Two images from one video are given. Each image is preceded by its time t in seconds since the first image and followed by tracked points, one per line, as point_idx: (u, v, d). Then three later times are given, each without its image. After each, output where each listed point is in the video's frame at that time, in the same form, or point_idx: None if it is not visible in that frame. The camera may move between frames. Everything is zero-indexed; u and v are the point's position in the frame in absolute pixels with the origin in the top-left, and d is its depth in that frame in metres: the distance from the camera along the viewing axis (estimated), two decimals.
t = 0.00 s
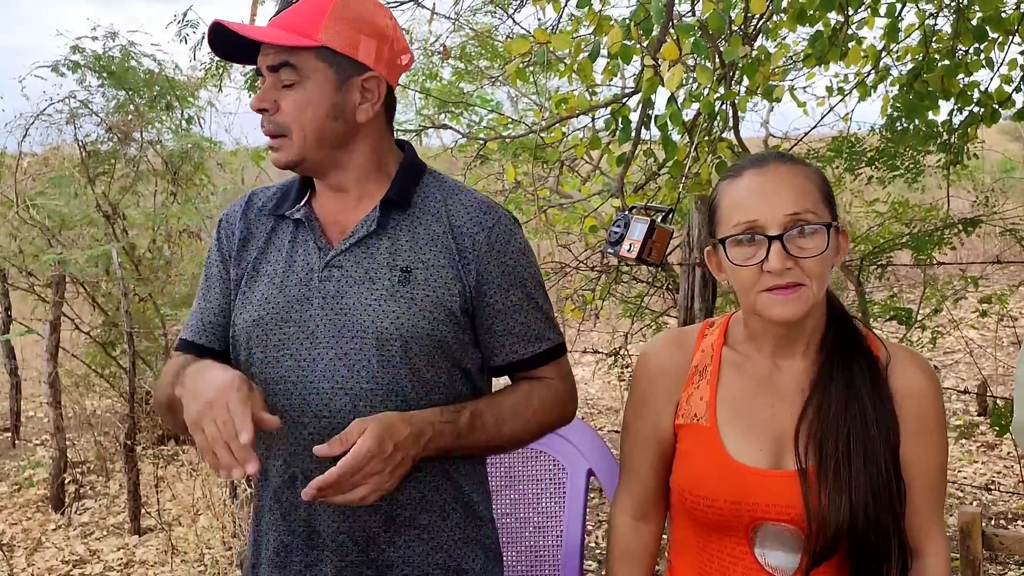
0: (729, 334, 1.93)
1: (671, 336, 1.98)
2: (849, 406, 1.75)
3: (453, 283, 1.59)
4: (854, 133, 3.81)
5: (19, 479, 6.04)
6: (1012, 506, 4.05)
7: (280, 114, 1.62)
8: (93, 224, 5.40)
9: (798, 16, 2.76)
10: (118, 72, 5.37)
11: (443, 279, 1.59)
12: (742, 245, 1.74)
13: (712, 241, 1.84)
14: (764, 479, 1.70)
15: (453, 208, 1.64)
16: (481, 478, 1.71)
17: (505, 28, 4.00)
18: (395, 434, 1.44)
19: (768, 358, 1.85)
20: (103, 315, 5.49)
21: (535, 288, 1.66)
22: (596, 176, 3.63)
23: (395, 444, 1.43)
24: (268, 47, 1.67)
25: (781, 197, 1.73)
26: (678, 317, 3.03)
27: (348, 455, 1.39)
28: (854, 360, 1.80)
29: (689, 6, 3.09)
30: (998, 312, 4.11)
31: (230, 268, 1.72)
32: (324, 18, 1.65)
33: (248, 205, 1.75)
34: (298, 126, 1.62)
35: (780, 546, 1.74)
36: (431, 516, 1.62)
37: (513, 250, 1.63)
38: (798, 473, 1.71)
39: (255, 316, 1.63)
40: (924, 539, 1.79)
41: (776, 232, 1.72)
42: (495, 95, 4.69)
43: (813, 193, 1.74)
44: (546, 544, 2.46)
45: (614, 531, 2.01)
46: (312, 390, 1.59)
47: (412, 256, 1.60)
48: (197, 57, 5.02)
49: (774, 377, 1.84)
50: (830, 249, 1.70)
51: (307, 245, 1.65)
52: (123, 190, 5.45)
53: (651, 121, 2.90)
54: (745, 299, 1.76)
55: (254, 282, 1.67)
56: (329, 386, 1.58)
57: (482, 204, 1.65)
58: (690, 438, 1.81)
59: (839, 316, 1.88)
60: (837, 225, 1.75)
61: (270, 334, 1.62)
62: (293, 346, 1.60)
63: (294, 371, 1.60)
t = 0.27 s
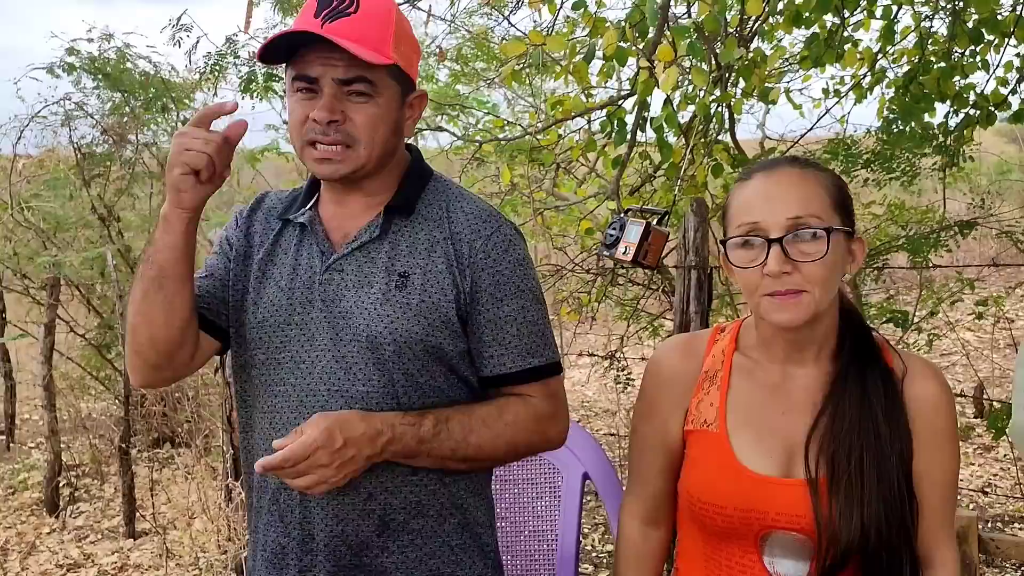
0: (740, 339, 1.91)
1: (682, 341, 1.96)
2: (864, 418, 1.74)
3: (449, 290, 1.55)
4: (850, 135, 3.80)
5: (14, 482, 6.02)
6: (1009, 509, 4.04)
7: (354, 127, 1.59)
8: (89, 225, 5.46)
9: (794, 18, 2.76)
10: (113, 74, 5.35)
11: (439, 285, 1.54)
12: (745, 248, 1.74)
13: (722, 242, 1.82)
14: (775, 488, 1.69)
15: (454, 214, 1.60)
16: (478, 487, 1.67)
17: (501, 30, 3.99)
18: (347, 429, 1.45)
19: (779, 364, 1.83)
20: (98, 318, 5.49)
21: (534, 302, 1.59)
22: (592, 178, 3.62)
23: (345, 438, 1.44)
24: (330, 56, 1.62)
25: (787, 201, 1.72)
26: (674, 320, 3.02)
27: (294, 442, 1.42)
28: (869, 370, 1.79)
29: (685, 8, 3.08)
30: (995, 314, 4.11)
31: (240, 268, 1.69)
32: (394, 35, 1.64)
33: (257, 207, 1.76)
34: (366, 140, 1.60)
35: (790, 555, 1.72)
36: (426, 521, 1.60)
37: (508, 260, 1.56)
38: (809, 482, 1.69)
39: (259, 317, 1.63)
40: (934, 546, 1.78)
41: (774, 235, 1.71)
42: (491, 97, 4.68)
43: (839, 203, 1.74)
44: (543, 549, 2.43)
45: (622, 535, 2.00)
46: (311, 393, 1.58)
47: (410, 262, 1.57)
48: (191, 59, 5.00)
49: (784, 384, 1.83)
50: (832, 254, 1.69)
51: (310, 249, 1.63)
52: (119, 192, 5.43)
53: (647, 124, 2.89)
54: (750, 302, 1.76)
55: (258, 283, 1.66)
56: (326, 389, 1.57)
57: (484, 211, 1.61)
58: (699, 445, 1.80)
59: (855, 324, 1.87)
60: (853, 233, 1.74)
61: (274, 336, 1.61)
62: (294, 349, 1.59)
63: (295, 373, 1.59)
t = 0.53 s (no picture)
0: (744, 342, 1.90)
1: (684, 344, 1.96)
2: (868, 429, 1.74)
3: (460, 297, 1.58)
4: (844, 138, 3.81)
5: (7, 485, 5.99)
6: (1004, 512, 4.04)
7: (371, 134, 1.60)
8: (82, 229, 5.38)
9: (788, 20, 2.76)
10: (108, 76, 5.35)
11: (450, 292, 1.57)
12: (738, 250, 1.74)
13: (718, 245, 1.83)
14: (775, 494, 1.68)
15: (463, 222, 1.63)
16: (477, 494, 1.69)
17: (496, 33, 3.98)
18: (392, 452, 1.44)
19: (781, 367, 1.83)
20: (92, 321, 5.49)
21: (540, 308, 1.65)
22: (586, 181, 3.62)
23: (393, 462, 1.43)
24: (351, 61, 1.62)
25: (779, 204, 1.72)
26: (669, 323, 3.02)
27: (343, 473, 1.39)
28: (876, 380, 1.79)
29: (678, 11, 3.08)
30: (989, 317, 4.12)
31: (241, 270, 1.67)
32: (413, 44, 1.65)
33: (254, 208, 1.72)
34: (381, 147, 1.61)
35: (788, 562, 1.71)
36: (425, 525, 1.61)
37: (517, 268, 1.62)
38: (809, 489, 1.69)
39: (260, 319, 1.61)
40: (935, 554, 1.79)
41: (763, 236, 1.71)
42: (486, 100, 4.68)
43: (841, 205, 1.73)
44: (536, 553, 2.43)
45: (621, 538, 1.98)
46: (314, 396, 1.57)
47: (420, 266, 1.59)
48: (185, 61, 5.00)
49: (786, 388, 1.82)
50: (821, 255, 1.68)
51: (313, 252, 1.62)
52: (113, 194, 5.42)
53: (640, 127, 2.89)
54: (744, 305, 1.76)
55: (257, 285, 1.64)
56: (330, 392, 1.56)
57: (492, 220, 1.64)
58: (701, 448, 1.79)
59: (864, 329, 1.86)
60: (852, 236, 1.73)
61: (275, 339, 1.60)
62: (297, 352, 1.58)
63: (297, 376, 1.58)
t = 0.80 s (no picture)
0: (744, 341, 1.90)
1: (684, 342, 1.95)
2: (864, 433, 1.73)
3: (466, 296, 1.59)
4: (842, 139, 3.81)
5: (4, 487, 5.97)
6: (1002, 512, 4.04)
7: (350, 132, 1.60)
8: (79, 229, 5.41)
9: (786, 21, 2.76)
10: (105, 77, 5.33)
11: (456, 291, 1.59)
12: (734, 252, 1.74)
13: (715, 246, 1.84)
14: (767, 494, 1.68)
15: (466, 221, 1.65)
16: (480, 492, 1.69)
17: (494, 34, 3.98)
18: (400, 452, 1.45)
19: (779, 368, 1.83)
20: (90, 322, 5.48)
21: (541, 306, 1.69)
22: (584, 182, 3.62)
23: (401, 462, 1.44)
24: (328, 58, 1.62)
25: (774, 206, 1.71)
26: (667, 324, 3.02)
27: (352, 474, 1.40)
28: (872, 382, 1.78)
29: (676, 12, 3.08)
30: (987, 318, 4.12)
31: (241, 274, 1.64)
32: (391, 42, 1.63)
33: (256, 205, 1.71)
34: (363, 144, 1.61)
35: (778, 561, 1.71)
36: (432, 523, 1.61)
37: (521, 267, 1.65)
38: (801, 490, 1.69)
39: (262, 319, 1.60)
40: (932, 557, 1.76)
41: (759, 239, 1.71)
42: (484, 101, 4.67)
43: (839, 208, 1.72)
44: (534, 553, 2.42)
45: (623, 536, 1.98)
46: (319, 397, 1.56)
47: (425, 266, 1.60)
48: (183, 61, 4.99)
49: (784, 389, 1.82)
50: (815, 257, 1.68)
51: (316, 252, 1.62)
52: (111, 195, 5.46)
53: (638, 128, 2.88)
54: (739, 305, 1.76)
55: (258, 284, 1.63)
56: (336, 392, 1.55)
57: (494, 219, 1.66)
58: (697, 447, 1.79)
59: (864, 331, 1.85)
60: (850, 240, 1.72)
61: (278, 338, 1.58)
62: (301, 352, 1.57)
63: (301, 376, 1.57)
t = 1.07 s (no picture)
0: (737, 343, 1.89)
1: (677, 343, 1.96)
2: (856, 437, 1.72)
3: (470, 298, 1.57)
4: (844, 140, 3.80)
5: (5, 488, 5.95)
6: (1004, 514, 4.03)
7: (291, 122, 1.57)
8: (81, 230, 5.42)
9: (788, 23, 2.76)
10: (106, 78, 5.33)
11: (460, 292, 1.56)
12: (718, 257, 1.75)
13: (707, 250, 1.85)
14: (756, 492, 1.68)
15: (473, 220, 1.61)
16: (488, 496, 1.68)
17: (495, 35, 3.98)
18: (393, 460, 1.46)
19: (772, 369, 1.83)
20: (91, 323, 5.47)
21: (552, 306, 1.64)
22: (585, 183, 3.61)
23: (393, 470, 1.45)
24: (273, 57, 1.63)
25: (755, 213, 1.72)
26: (668, 326, 3.01)
27: (343, 482, 1.42)
28: (866, 386, 1.77)
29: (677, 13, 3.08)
30: (988, 319, 4.12)
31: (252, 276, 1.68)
32: (322, 30, 1.59)
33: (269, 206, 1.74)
34: (303, 133, 1.57)
35: (769, 557, 1.72)
36: (438, 526, 1.60)
37: (529, 266, 1.61)
38: (792, 489, 1.68)
39: (270, 319, 1.61)
40: (924, 560, 1.74)
41: (739, 245, 1.72)
42: (485, 102, 4.67)
43: (823, 213, 1.72)
44: (536, 551, 2.42)
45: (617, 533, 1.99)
46: (324, 398, 1.57)
47: (429, 268, 1.57)
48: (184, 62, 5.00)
49: (776, 390, 1.82)
50: (785, 263, 1.68)
51: (322, 252, 1.63)
52: (112, 197, 5.47)
53: (640, 129, 2.89)
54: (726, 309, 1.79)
55: (269, 283, 1.65)
56: (341, 394, 1.56)
57: (502, 217, 1.62)
58: (689, 446, 1.80)
59: (860, 331, 1.83)
60: (834, 244, 1.72)
61: (286, 339, 1.60)
62: (306, 353, 1.58)
63: (306, 377, 1.58)
